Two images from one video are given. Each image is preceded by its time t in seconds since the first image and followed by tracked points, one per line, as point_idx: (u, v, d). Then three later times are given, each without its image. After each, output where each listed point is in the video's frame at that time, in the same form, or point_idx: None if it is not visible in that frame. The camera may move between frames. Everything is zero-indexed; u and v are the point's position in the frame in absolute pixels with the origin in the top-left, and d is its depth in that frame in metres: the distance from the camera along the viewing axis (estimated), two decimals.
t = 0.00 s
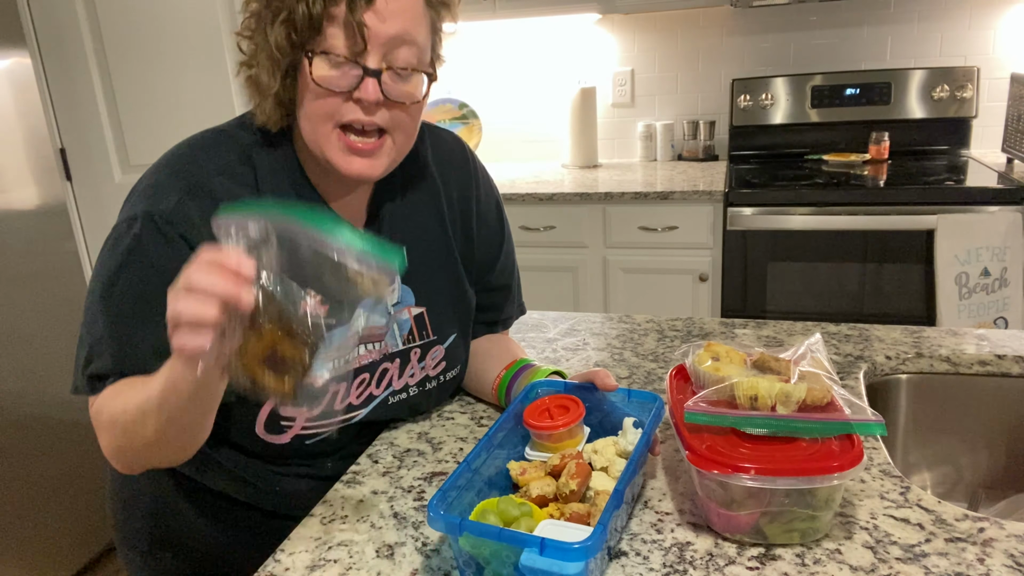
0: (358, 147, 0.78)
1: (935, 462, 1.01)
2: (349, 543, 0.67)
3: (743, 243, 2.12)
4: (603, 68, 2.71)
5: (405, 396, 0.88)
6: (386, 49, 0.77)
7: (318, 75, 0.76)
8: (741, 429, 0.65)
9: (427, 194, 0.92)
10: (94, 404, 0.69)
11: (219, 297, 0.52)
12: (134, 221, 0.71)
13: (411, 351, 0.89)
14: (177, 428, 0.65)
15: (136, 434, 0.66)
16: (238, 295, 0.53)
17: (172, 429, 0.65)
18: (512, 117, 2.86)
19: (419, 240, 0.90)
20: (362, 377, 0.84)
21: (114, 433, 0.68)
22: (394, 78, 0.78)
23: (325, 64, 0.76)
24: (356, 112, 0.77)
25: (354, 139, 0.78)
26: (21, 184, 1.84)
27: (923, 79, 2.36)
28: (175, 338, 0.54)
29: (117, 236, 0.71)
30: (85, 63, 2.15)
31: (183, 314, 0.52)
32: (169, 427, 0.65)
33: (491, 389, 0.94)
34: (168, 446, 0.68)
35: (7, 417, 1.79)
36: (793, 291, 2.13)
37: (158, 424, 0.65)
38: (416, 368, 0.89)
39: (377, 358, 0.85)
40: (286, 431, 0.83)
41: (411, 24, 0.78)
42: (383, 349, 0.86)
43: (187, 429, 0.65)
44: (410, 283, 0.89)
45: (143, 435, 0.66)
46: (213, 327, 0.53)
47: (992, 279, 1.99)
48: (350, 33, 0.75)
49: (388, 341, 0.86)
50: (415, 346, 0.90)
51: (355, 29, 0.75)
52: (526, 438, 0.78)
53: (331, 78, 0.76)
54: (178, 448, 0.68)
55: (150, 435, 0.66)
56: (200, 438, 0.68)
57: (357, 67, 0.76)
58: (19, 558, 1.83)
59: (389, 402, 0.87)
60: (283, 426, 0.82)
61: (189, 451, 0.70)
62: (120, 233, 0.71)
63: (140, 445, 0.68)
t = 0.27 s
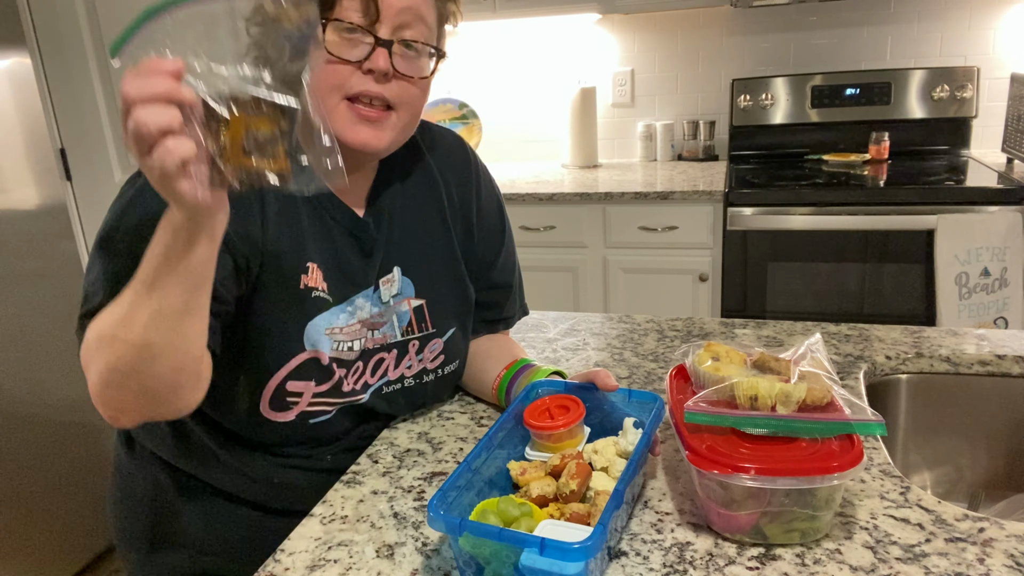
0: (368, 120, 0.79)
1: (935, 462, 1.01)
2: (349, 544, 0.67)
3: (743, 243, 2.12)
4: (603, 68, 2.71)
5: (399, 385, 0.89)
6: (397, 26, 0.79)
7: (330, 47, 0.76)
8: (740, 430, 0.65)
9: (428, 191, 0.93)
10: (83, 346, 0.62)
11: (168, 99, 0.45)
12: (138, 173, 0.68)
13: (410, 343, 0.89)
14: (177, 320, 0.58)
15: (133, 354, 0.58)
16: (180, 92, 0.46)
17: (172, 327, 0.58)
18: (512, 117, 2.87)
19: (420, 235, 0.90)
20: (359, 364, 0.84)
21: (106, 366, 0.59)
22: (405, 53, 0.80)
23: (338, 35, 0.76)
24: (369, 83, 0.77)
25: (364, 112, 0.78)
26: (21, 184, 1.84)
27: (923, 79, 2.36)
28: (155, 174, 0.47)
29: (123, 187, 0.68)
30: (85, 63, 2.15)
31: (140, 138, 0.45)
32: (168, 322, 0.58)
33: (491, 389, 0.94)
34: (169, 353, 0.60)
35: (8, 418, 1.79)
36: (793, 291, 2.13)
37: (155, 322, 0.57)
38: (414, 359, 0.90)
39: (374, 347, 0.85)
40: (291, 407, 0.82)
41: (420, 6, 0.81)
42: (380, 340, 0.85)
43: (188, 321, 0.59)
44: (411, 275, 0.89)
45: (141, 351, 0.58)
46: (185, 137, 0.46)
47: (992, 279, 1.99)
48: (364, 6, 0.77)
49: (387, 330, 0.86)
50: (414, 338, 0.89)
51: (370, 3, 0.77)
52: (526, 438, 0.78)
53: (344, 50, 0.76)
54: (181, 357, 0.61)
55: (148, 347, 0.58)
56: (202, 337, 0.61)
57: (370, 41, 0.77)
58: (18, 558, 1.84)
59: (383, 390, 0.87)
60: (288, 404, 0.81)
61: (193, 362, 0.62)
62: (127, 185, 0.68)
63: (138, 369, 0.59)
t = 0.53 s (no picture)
0: (378, 125, 0.78)
1: (934, 462, 1.01)
2: (350, 543, 0.67)
3: (743, 242, 2.12)
4: (602, 68, 2.71)
5: (401, 382, 0.89)
6: (414, 32, 0.78)
7: (345, 49, 0.75)
8: (740, 430, 0.65)
9: (431, 189, 0.93)
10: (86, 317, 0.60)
11: (177, 40, 0.48)
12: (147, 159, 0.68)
13: (412, 342, 0.89)
14: (183, 274, 0.57)
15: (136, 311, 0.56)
16: (188, 33, 0.48)
17: (177, 282, 0.57)
18: (512, 117, 2.87)
19: (422, 232, 0.90)
20: (362, 360, 0.84)
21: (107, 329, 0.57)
22: (420, 60, 0.79)
23: (353, 38, 0.75)
24: (382, 88, 0.77)
25: (375, 117, 0.78)
26: (21, 184, 1.84)
27: (923, 79, 2.36)
28: (168, 118, 0.48)
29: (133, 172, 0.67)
30: (85, 64, 2.15)
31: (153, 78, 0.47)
32: (173, 276, 0.57)
33: (491, 388, 0.94)
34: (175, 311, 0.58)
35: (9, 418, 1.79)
36: (794, 291, 2.13)
37: (161, 276, 0.56)
38: (417, 358, 0.90)
39: (376, 344, 0.85)
40: (298, 401, 0.81)
41: (438, 13, 0.80)
42: (382, 337, 0.85)
43: (194, 278, 0.58)
44: (415, 274, 0.89)
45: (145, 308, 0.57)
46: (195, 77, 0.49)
47: (992, 279, 1.99)
48: (383, 10, 0.76)
49: (389, 329, 0.86)
50: (417, 338, 0.89)
51: (389, 8, 0.76)
52: (526, 438, 0.78)
53: (359, 52, 0.75)
54: (184, 317, 0.59)
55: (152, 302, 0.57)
56: (206, 298, 0.60)
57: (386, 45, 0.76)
58: (19, 559, 1.84)
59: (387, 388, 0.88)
60: (296, 396, 0.81)
61: (197, 325, 0.60)
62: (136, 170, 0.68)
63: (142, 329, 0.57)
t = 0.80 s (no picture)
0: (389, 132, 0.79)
1: (934, 462, 1.01)
2: (350, 544, 0.67)
3: (743, 243, 2.12)
4: (602, 68, 2.71)
5: (409, 383, 0.89)
6: (429, 40, 0.79)
7: (360, 55, 0.75)
8: (740, 430, 0.65)
9: (435, 190, 0.93)
10: (110, 332, 0.63)
11: (206, 70, 0.50)
12: (159, 168, 0.68)
13: (420, 342, 0.89)
14: (209, 296, 0.60)
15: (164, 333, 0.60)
16: (215, 63, 0.51)
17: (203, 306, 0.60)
18: (512, 117, 2.87)
19: (428, 233, 0.90)
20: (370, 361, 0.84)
21: (136, 347, 0.60)
22: (434, 69, 0.79)
23: (368, 45, 0.75)
24: (395, 96, 0.77)
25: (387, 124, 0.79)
26: (21, 184, 1.84)
27: (923, 79, 2.36)
28: (200, 146, 0.52)
29: (146, 182, 0.68)
30: (85, 64, 2.15)
31: (185, 107, 0.50)
32: (201, 299, 0.60)
33: (491, 388, 0.94)
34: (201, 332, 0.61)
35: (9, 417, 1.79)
36: (794, 291, 2.13)
37: (190, 302, 0.59)
38: (424, 358, 0.90)
39: (383, 345, 0.85)
40: (307, 405, 0.82)
41: (453, 21, 0.80)
42: (390, 338, 0.85)
43: (220, 300, 0.61)
44: (420, 275, 0.89)
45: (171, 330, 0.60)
46: (224, 106, 0.52)
47: (992, 279, 1.99)
48: (399, 18, 0.76)
49: (396, 330, 0.86)
50: (423, 337, 0.89)
51: (406, 15, 0.76)
52: (526, 438, 0.78)
53: (374, 60, 0.76)
54: (210, 337, 0.62)
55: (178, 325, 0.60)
56: (230, 320, 0.63)
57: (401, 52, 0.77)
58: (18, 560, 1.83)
59: (394, 388, 0.88)
60: (303, 399, 0.81)
61: (223, 343, 0.64)
62: (149, 180, 0.68)
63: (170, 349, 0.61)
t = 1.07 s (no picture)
0: (397, 138, 0.78)
1: (934, 462, 1.01)
2: (350, 544, 0.67)
3: (743, 243, 2.12)
4: (602, 68, 2.71)
5: (412, 385, 0.89)
6: (438, 45, 0.79)
7: (370, 59, 0.75)
8: (740, 430, 0.65)
9: (438, 192, 0.93)
10: (110, 339, 0.64)
11: (195, 83, 0.51)
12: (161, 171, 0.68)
13: (423, 343, 0.89)
14: (207, 306, 0.61)
15: (162, 343, 0.61)
16: (203, 74, 0.52)
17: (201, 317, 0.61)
18: (512, 117, 2.87)
19: (431, 235, 0.91)
20: (373, 363, 0.84)
21: (135, 356, 0.61)
22: (442, 75, 0.80)
23: (379, 50, 0.75)
24: (404, 101, 0.77)
25: (395, 130, 0.78)
26: (21, 184, 1.84)
27: (923, 79, 2.36)
28: (195, 158, 0.52)
29: (148, 185, 0.68)
30: (86, 64, 2.15)
31: (179, 120, 0.50)
32: (198, 310, 0.61)
33: (491, 388, 0.94)
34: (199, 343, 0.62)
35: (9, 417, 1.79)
36: (794, 291, 2.13)
37: (188, 313, 0.60)
38: (427, 359, 0.90)
39: (386, 347, 0.85)
40: (309, 407, 0.82)
41: (462, 30, 0.81)
42: (392, 340, 0.85)
43: (217, 311, 0.62)
44: (423, 276, 0.89)
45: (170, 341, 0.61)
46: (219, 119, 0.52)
47: (992, 279, 1.99)
48: (411, 25, 0.76)
49: (399, 332, 0.86)
50: (426, 339, 0.89)
51: (418, 21, 0.76)
52: (526, 438, 0.78)
53: (384, 65, 0.76)
54: (208, 347, 0.63)
55: (177, 335, 0.61)
56: (228, 329, 0.64)
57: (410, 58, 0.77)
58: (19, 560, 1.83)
59: (397, 390, 0.87)
60: (306, 402, 0.81)
61: (221, 352, 0.64)
62: (151, 184, 0.69)
63: (169, 360, 0.62)
